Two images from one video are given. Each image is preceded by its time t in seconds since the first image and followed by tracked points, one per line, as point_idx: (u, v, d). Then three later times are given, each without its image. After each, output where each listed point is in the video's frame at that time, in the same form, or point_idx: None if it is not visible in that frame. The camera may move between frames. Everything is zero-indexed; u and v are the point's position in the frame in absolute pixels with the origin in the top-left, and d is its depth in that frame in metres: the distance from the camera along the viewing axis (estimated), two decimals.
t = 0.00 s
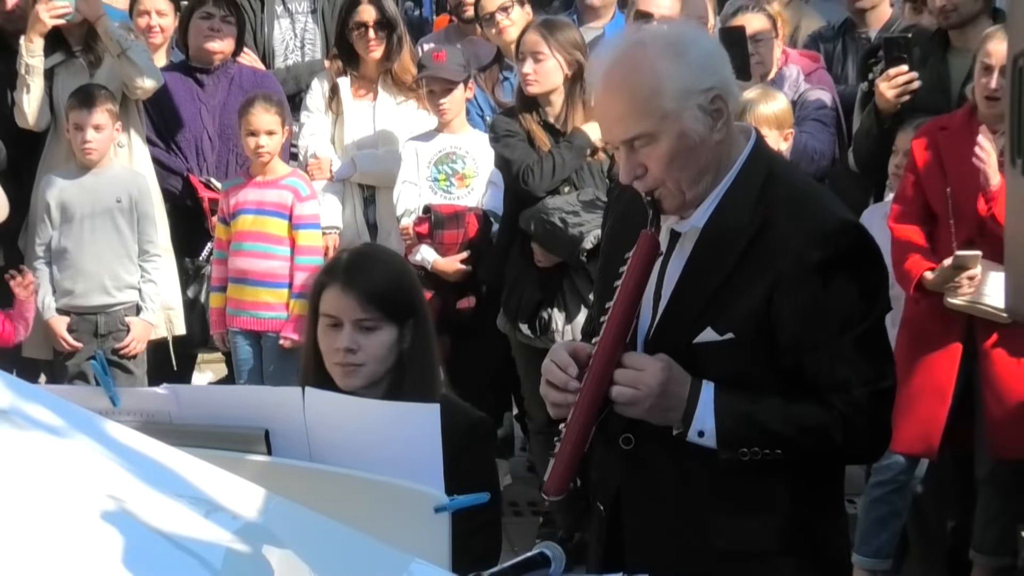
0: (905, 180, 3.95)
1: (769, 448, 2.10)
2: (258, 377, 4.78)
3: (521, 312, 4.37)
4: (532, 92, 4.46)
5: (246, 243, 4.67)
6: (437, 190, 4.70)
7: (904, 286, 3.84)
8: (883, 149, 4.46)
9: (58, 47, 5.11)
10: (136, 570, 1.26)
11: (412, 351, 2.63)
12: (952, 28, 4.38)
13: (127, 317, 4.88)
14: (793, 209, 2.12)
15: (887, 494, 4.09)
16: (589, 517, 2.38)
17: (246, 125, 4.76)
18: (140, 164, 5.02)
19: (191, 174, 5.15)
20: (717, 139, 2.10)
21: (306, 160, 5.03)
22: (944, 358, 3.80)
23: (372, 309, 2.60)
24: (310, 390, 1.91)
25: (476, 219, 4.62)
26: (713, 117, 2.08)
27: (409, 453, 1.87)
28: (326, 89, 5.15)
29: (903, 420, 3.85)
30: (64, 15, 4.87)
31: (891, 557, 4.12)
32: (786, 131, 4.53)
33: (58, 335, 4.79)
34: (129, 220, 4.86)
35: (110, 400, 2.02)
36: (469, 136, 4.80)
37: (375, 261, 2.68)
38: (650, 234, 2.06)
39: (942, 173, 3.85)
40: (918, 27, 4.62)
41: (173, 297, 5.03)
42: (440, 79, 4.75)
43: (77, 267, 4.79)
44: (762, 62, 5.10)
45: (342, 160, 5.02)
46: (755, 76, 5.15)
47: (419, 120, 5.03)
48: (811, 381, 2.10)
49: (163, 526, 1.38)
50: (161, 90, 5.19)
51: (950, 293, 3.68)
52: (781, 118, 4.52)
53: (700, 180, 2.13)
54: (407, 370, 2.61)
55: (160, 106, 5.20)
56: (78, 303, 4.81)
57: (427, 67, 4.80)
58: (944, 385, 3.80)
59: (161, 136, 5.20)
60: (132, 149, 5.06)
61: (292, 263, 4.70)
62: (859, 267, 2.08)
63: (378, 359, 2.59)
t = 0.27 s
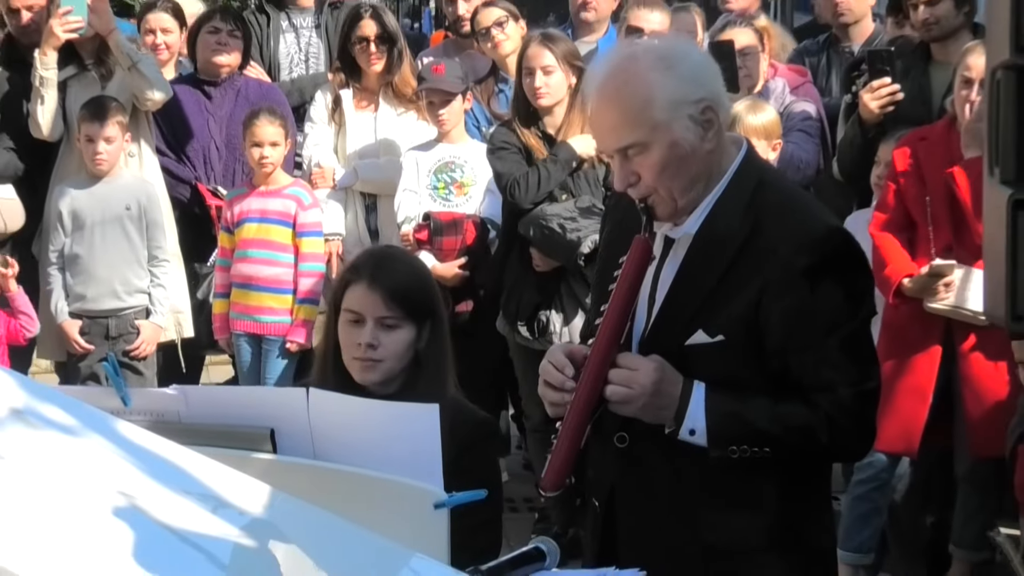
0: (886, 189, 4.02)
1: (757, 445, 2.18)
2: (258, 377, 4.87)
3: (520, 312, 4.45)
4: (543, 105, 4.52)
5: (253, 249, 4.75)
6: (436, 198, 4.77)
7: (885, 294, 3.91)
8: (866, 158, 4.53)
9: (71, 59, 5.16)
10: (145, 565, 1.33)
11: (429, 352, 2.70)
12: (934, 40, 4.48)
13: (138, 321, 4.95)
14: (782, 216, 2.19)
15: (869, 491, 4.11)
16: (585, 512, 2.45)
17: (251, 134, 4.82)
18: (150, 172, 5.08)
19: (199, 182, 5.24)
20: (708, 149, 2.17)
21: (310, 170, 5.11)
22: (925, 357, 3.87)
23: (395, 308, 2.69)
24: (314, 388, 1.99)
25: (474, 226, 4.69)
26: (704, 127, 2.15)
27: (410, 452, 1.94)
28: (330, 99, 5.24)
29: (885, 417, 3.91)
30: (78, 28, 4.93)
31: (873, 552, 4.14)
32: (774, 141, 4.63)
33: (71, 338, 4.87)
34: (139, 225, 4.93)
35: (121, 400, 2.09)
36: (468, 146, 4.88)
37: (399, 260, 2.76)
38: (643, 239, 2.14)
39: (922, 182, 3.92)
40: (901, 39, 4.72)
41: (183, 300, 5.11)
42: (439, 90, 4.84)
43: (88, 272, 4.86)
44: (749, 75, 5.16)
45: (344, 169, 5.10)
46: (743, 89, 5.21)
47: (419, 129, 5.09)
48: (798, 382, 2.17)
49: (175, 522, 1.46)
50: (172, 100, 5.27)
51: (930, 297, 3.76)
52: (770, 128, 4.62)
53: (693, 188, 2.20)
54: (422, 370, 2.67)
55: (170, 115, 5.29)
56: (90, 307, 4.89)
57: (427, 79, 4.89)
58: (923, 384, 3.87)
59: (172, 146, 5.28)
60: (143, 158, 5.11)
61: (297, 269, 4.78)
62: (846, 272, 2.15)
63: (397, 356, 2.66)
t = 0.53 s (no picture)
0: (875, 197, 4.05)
1: (750, 446, 2.21)
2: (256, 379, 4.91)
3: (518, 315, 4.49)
4: (542, 112, 4.55)
5: (249, 255, 4.79)
6: (434, 204, 4.82)
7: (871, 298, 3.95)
8: (857, 163, 4.57)
9: (75, 67, 5.19)
10: (149, 563, 1.36)
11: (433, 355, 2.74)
12: (922, 49, 4.53)
13: (141, 324, 4.99)
14: (773, 220, 2.23)
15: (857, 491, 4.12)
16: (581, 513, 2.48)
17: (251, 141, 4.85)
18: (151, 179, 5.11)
19: (201, 188, 5.28)
20: (698, 154, 2.21)
21: (309, 176, 5.15)
22: (911, 360, 3.91)
23: (402, 312, 2.72)
24: (314, 391, 2.02)
25: (472, 232, 4.73)
26: (694, 133, 2.19)
27: (408, 454, 1.98)
28: (329, 106, 5.29)
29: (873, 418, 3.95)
30: (83, 37, 4.92)
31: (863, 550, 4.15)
32: (765, 148, 4.68)
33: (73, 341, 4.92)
34: (142, 231, 4.97)
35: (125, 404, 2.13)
36: (466, 153, 4.92)
37: (407, 264, 2.78)
38: (636, 245, 2.17)
39: (910, 190, 3.95)
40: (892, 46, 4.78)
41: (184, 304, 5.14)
42: (439, 99, 4.88)
43: (91, 277, 4.91)
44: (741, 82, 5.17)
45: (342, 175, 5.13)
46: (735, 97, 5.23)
47: (417, 136, 5.14)
48: (790, 383, 2.20)
49: (178, 521, 1.49)
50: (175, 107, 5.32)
51: (915, 301, 3.81)
52: (761, 136, 4.66)
53: (684, 193, 2.24)
54: (426, 373, 2.71)
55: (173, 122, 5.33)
56: (93, 311, 4.93)
57: (426, 87, 4.94)
58: (910, 387, 3.91)
59: (177, 153, 5.32)
60: (144, 164, 5.17)
61: (291, 275, 4.81)
62: (835, 275, 2.19)
63: (402, 359, 2.70)
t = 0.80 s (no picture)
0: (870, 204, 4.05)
1: (745, 450, 2.21)
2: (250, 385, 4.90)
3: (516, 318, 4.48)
4: (541, 117, 4.53)
5: (243, 259, 4.79)
6: (430, 209, 4.82)
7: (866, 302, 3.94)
8: (852, 169, 4.57)
9: (70, 73, 5.21)
10: (143, 568, 1.36)
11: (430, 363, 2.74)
12: (918, 53, 4.52)
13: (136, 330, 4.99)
14: (766, 225, 2.23)
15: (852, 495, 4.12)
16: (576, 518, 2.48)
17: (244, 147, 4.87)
18: (147, 183, 5.11)
19: (196, 194, 5.27)
20: (691, 159, 2.21)
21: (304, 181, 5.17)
22: (906, 365, 3.92)
23: (400, 320, 2.72)
24: (309, 396, 2.02)
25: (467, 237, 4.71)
26: (686, 139, 2.19)
27: (403, 459, 1.98)
28: (325, 112, 5.30)
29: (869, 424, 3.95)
30: (77, 42, 4.95)
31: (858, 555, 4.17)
32: (760, 153, 4.69)
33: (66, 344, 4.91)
34: (137, 236, 4.97)
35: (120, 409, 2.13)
36: (461, 157, 4.92)
37: (406, 272, 2.79)
38: (630, 250, 2.17)
39: (903, 196, 3.95)
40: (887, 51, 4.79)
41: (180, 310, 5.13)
42: (435, 103, 4.89)
43: (86, 281, 4.91)
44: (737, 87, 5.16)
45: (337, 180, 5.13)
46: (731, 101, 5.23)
47: (413, 141, 5.14)
48: (784, 387, 2.20)
49: (172, 527, 1.49)
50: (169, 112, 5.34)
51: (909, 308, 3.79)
52: (756, 141, 4.67)
53: (675, 198, 2.24)
54: (424, 380, 2.71)
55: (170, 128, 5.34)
56: (88, 316, 4.93)
57: (422, 92, 4.94)
58: (904, 391, 3.91)
59: (174, 159, 5.31)
60: (140, 169, 5.16)
61: (285, 280, 4.81)
62: (829, 279, 2.19)
63: (399, 367, 2.70)
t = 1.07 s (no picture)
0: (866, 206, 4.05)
1: (739, 454, 2.21)
2: (245, 389, 4.90)
3: (511, 322, 4.48)
4: (538, 122, 4.54)
5: (239, 264, 4.79)
6: (426, 212, 4.84)
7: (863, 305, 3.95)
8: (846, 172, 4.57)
9: (65, 77, 5.20)
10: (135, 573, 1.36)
11: (424, 366, 2.75)
12: (914, 57, 4.52)
13: (131, 333, 4.99)
14: (758, 229, 2.23)
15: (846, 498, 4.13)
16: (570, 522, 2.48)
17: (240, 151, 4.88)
18: (142, 188, 5.09)
19: (191, 198, 5.27)
20: (682, 164, 2.21)
21: (299, 185, 5.13)
22: (902, 368, 3.91)
23: (395, 323, 2.71)
24: (304, 400, 2.02)
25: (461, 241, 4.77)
26: (678, 144, 2.20)
27: (396, 463, 1.98)
28: (319, 115, 5.29)
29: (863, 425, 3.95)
30: (72, 46, 4.94)
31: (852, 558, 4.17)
32: (755, 157, 4.69)
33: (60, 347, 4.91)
34: (132, 241, 4.97)
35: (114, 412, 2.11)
36: (457, 161, 4.93)
37: (400, 275, 2.78)
38: (623, 255, 2.17)
39: (898, 199, 3.95)
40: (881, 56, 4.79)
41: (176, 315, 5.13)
42: (431, 106, 4.91)
43: (82, 285, 4.91)
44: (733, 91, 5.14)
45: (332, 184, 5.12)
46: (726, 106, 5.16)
47: (408, 145, 5.16)
48: (778, 392, 2.20)
49: (165, 531, 1.49)
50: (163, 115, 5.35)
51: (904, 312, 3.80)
52: (750, 145, 4.68)
53: (666, 203, 2.24)
54: (420, 386, 2.72)
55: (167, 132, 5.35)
56: (82, 319, 4.93)
57: (417, 96, 4.96)
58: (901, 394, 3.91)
59: (168, 162, 5.32)
60: (134, 173, 5.13)
61: (280, 284, 4.80)
62: (821, 283, 2.19)
63: (393, 371, 2.70)
